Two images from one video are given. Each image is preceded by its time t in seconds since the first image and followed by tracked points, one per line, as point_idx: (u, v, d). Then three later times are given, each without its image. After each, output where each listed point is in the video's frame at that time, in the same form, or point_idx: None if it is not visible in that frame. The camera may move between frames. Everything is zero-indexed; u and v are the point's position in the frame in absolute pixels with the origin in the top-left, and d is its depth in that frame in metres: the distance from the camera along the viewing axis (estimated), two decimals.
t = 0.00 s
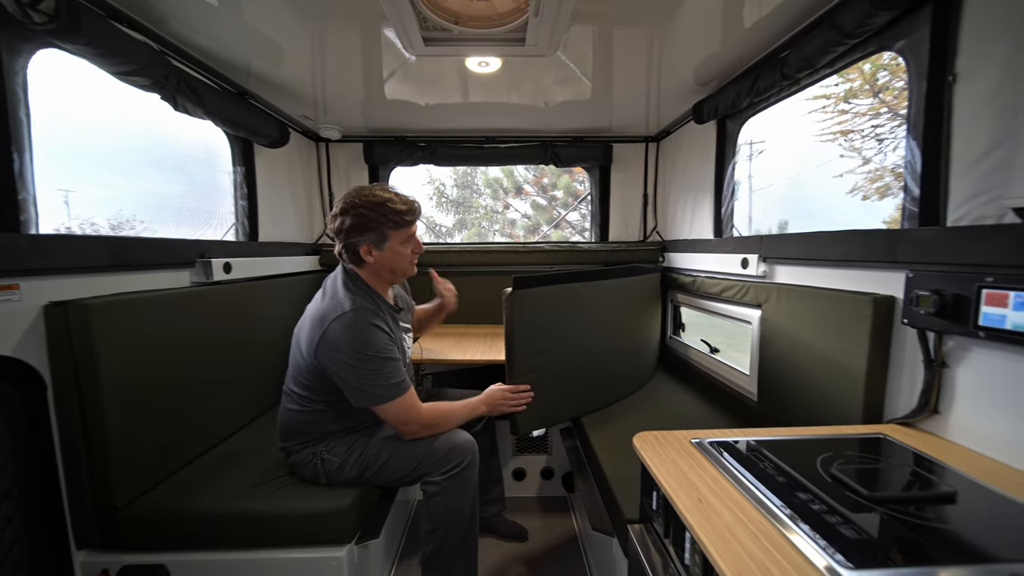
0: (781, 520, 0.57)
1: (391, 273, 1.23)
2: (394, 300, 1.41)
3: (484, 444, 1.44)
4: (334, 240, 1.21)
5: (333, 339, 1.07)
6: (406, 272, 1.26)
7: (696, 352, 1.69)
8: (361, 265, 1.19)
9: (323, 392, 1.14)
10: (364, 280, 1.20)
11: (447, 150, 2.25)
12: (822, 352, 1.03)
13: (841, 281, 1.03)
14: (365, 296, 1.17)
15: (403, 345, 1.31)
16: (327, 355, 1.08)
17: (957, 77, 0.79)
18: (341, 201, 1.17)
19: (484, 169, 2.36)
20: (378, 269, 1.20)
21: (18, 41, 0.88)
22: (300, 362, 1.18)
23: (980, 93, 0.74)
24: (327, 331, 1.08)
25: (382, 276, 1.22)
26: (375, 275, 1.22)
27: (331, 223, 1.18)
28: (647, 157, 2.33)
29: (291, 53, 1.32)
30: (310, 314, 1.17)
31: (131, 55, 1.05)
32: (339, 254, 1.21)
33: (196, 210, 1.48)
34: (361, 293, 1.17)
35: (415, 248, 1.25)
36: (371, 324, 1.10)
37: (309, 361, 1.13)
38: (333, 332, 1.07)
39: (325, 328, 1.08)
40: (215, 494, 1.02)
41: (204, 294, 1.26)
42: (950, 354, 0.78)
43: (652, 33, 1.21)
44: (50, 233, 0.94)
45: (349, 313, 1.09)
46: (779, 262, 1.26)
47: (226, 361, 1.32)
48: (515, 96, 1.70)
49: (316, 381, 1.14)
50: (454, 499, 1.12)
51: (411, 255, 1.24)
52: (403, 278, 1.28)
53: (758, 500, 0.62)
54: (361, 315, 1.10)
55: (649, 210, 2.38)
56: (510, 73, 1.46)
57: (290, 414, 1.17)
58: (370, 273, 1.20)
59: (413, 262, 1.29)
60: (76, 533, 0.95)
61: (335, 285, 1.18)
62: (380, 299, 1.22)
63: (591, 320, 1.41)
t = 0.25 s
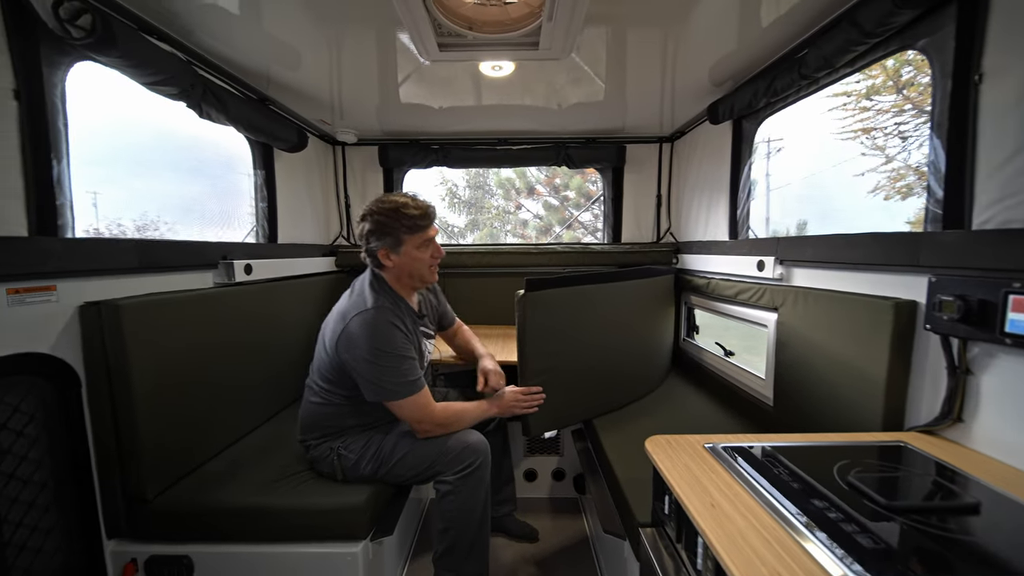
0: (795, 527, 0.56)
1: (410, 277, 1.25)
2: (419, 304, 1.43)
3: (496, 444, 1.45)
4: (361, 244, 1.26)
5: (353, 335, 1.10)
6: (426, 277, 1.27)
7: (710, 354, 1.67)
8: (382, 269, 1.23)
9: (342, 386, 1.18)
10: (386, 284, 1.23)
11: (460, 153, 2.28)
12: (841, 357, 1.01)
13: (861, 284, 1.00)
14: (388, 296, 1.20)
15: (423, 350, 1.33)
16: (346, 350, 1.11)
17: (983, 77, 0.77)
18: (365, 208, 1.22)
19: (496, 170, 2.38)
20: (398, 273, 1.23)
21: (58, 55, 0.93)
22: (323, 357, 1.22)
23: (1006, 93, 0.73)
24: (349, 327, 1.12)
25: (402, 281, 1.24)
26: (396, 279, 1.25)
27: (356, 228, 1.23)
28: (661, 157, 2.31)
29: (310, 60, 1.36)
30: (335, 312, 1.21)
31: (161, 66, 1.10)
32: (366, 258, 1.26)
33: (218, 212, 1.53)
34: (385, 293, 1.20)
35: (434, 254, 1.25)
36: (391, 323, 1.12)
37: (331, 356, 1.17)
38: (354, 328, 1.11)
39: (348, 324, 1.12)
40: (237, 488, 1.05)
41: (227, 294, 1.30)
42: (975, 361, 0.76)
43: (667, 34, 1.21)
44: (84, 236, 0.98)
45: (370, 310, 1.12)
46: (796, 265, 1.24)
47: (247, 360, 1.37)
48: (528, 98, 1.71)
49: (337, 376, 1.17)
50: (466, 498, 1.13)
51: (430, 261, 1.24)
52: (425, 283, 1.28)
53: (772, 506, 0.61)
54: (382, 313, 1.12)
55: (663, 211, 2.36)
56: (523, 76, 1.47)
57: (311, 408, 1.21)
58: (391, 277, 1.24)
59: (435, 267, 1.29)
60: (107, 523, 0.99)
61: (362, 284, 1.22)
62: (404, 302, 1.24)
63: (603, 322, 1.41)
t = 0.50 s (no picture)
0: (804, 533, 0.56)
1: (434, 283, 1.26)
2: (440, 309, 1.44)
3: (503, 445, 1.46)
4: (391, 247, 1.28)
5: (372, 334, 1.13)
6: (450, 285, 1.28)
7: (718, 357, 1.66)
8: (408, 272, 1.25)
9: (358, 384, 1.20)
10: (409, 287, 1.25)
11: (467, 154, 2.29)
12: (852, 360, 1.00)
13: (872, 287, 0.99)
14: (409, 298, 1.22)
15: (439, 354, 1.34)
16: (364, 348, 1.13)
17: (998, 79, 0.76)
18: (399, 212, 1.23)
19: (504, 172, 2.39)
20: (422, 278, 1.24)
21: (81, 65, 0.97)
22: (342, 355, 1.25)
23: (1022, 94, 0.72)
24: (369, 326, 1.14)
25: (425, 285, 1.25)
26: (419, 284, 1.26)
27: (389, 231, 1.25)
28: (669, 158, 2.30)
29: (321, 65, 1.38)
30: (356, 311, 1.24)
31: (178, 74, 1.13)
32: (393, 261, 1.28)
33: (231, 215, 1.56)
34: (406, 294, 1.22)
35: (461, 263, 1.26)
36: (410, 324, 1.14)
37: (350, 353, 1.20)
38: (373, 327, 1.13)
39: (368, 322, 1.15)
40: (251, 485, 1.08)
41: (241, 296, 1.33)
42: (988, 366, 0.75)
43: (675, 35, 1.20)
44: (104, 240, 1.01)
45: (390, 310, 1.14)
46: (806, 267, 1.23)
47: (260, 359, 1.39)
48: (535, 100, 1.72)
49: (354, 373, 1.20)
50: (475, 498, 1.15)
51: (456, 270, 1.25)
52: (448, 290, 1.29)
53: (779, 510, 0.61)
54: (401, 313, 1.14)
55: (670, 212, 2.35)
56: (530, 79, 1.48)
57: (327, 405, 1.24)
58: (415, 281, 1.25)
59: (460, 276, 1.30)
60: (125, 519, 1.02)
61: (385, 285, 1.25)
62: (424, 305, 1.26)
63: (611, 324, 1.41)
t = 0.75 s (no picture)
0: (798, 535, 0.57)
1: (436, 287, 1.27)
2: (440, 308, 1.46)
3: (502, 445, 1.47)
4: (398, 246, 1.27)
5: (376, 334, 1.13)
6: (451, 290, 1.29)
7: (718, 358, 1.66)
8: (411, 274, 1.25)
9: (361, 383, 1.21)
10: (411, 287, 1.26)
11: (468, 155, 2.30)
12: (849, 362, 1.00)
13: (870, 289, 0.99)
14: (412, 299, 1.22)
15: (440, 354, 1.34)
16: (369, 348, 1.14)
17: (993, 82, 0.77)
18: (408, 213, 1.22)
19: (505, 173, 2.40)
20: (425, 282, 1.24)
21: (84, 69, 0.98)
22: (345, 355, 1.26)
23: (1019, 97, 0.72)
24: (373, 326, 1.15)
25: (427, 289, 1.26)
26: (421, 286, 1.27)
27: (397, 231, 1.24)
28: (669, 158, 2.30)
29: (322, 68, 1.39)
30: (359, 310, 1.24)
31: (179, 77, 1.14)
32: (398, 260, 1.28)
33: (233, 216, 1.57)
34: (409, 295, 1.23)
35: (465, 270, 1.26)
36: (414, 325, 1.15)
37: (353, 353, 1.21)
38: (377, 327, 1.14)
39: (372, 322, 1.15)
40: (251, 485, 1.08)
41: (242, 296, 1.34)
42: (984, 368, 0.75)
43: (674, 36, 1.21)
44: (106, 242, 1.03)
45: (395, 310, 1.15)
46: (805, 269, 1.23)
47: (261, 360, 1.40)
48: (534, 101, 1.72)
49: (358, 373, 1.21)
50: (474, 498, 1.15)
51: (458, 277, 1.26)
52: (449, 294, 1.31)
53: (774, 512, 0.61)
54: (405, 314, 1.15)
55: (671, 213, 2.35)
56: (530, 80, 1.48)
57: (329, 404, 1.25)
58: (417, 283, 1.26)
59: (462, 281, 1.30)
60: (126, 517, 1.03)
61: (389, 285, 1.25)
62: (426, 307, 1.27)
63: (610, 325, 1.42)
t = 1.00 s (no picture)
0: (796, 533, 0.57)
1: (427, 289, 1.26)
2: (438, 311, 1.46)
3: (502, 445, 1.47)
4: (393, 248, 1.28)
5: (372, 337, 1.14)
6: (443, 293, 1.28)
7: (717, 358, 1.66)
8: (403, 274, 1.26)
9: (359, 386, 1.21)
10: (405, 288, 1.27)
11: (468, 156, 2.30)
12: (848, 362, 1.00)
13: (869, 289, 1.00)
14: (408, 301, 1.23)
15: (439, 355, 1.35)
16: (365, 351, 1.15)
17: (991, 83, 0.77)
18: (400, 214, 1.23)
19: (505, 173, 2.40)
20: (415, 281, 1.24)
21: (86, 71, 0.99)
22: (342, 357, 1.26)
23: (1016, 98, 0.72)
24: (369, 329, 1.15)
25: (417, 290, 1.26)
26: (413, 287, 1.27)
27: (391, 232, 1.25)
28: (669, 159, 2.30)
29: (323, 69, 1.40)
30: (355, 313, 1.25)
31: (181, 78, 1.15)
32: (394, 261, 1.29)
33: (234, 217, 1.58)
34: (405, 297, 1.23)
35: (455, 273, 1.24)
36: (410, 327, 1.15)
37: (350, 355, 1.21)
38: (373, 330, 1.14)
39: (368, 325, 1.16)
40: (253, 484, 1.09)
41: (244, 296, 1.35)
42: (983, 368, 0.76)
43: (674, 37, 1.21)
44: (109, 242, 1.03)
45: (390, 313, 1.15)
46: (804, 269, 1.24)
47: (262, 359, 1.41)
48: (534, 102, 1.72)
49: (355, 375, 1.21)
50: (474, 498, 1.15)
51: (448, 279, 1.24)
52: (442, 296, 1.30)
53: (772, 511, 0.62)
54: (401, 317, 1.15)
55: (671, 213, 2.35)
56: (530, 80, 1.49)
57: (328, 406, 1.26)
58: (409, 284, 1.26)
59: (455, 284, 1.29)
60: (129, 516, 1.03)
61: (385, 287, 1.26)
62: (422, 308, 1.27)
63: (610, 325, 1.42)
